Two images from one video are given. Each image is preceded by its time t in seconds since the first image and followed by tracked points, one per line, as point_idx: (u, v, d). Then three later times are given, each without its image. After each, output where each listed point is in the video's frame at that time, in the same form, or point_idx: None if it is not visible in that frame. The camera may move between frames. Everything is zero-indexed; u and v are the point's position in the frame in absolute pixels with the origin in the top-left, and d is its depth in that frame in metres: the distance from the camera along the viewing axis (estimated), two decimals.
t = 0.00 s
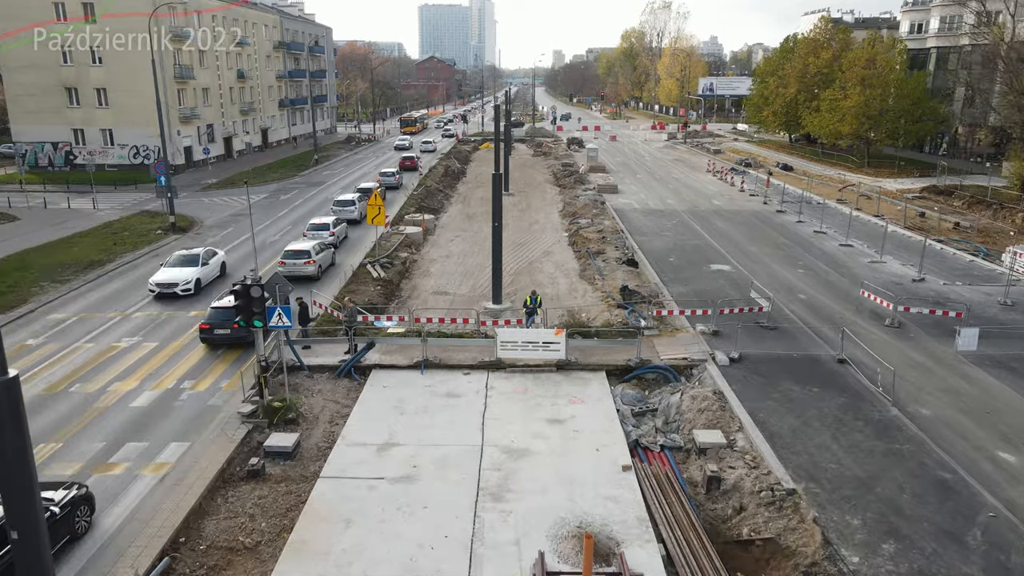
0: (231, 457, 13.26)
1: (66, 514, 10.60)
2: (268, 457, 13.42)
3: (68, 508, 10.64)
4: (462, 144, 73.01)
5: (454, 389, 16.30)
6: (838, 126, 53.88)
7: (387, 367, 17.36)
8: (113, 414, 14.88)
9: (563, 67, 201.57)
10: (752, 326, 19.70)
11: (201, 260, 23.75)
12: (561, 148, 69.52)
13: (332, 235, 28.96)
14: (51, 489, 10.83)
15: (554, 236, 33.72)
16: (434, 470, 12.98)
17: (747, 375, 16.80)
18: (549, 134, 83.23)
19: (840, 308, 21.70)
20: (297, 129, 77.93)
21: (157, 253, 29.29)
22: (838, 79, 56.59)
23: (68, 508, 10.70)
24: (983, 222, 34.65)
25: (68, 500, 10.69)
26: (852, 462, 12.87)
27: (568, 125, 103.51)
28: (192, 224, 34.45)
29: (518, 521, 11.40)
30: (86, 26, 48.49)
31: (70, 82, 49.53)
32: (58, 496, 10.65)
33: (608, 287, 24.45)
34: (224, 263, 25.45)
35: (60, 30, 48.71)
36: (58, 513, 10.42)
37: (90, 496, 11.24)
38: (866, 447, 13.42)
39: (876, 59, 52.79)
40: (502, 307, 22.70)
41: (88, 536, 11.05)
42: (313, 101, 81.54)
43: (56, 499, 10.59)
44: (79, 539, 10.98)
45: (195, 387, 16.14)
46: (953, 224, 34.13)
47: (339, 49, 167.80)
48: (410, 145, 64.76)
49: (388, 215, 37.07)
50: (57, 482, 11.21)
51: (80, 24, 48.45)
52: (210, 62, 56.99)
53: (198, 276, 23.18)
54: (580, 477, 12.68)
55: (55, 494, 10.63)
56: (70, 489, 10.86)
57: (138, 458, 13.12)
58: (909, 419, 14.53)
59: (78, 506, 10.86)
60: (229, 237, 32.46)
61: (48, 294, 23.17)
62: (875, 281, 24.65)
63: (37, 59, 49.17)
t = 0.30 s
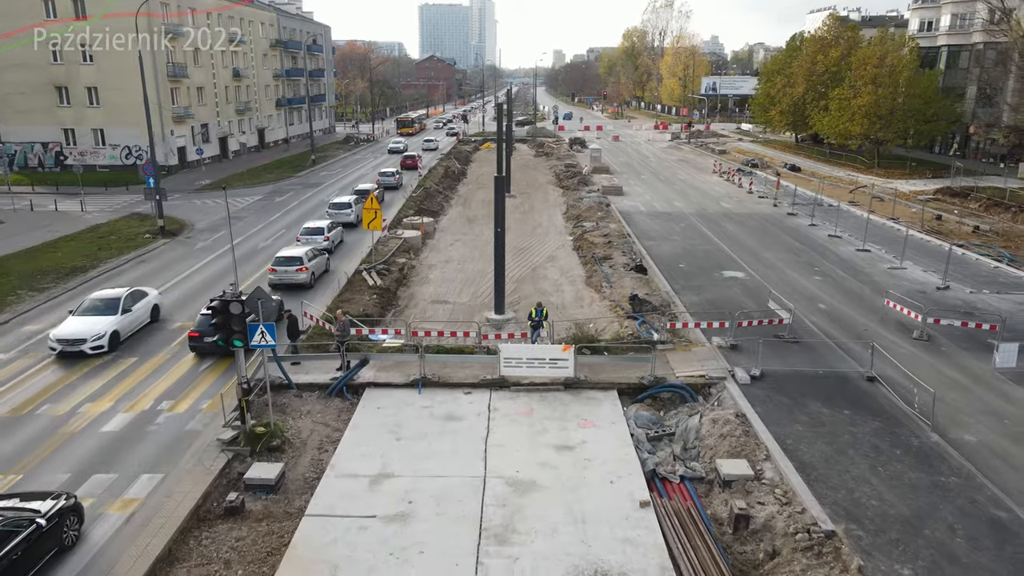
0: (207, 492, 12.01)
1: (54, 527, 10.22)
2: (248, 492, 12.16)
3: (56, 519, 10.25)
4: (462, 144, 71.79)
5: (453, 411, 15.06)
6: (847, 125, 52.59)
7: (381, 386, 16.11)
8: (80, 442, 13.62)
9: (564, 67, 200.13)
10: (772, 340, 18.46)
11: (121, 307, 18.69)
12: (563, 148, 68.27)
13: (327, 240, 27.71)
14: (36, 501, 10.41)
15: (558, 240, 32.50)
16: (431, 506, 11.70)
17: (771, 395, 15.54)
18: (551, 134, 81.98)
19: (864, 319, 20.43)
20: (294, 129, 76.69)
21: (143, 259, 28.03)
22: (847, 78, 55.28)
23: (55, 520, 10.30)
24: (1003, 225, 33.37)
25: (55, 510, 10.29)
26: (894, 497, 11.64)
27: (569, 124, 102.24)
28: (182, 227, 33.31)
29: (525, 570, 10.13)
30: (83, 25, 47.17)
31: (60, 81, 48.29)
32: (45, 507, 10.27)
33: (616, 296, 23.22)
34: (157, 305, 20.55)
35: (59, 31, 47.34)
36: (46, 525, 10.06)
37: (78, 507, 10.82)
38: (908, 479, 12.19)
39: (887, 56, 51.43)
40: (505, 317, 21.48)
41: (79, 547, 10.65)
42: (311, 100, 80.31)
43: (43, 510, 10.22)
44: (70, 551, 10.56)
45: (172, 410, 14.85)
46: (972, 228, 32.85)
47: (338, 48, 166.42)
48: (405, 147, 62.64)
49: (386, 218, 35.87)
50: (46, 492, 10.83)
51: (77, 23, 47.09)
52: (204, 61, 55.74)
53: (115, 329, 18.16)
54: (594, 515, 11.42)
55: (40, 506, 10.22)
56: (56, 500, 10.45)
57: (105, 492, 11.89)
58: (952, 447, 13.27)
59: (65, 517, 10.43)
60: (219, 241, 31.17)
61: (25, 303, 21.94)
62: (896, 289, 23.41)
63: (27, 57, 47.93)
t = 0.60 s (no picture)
0: (182, 535, 10.78)
1: (41, 543, 9.68)
2: (228, 533, 10.93)
3: (43, 535, 9.70)
4: (464, 145, 70.61)
5: (456, 436, 13.83)
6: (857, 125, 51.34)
7: (377, 408, 14.86)
8: (47, 473, 12.38)
9: (564, 67, 198.93)
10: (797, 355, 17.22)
11: None
12: (566, 149, 67.04)
13: (322, 246, 26.50)
14: (24, 514, 9.92)
15: (563, 244, 31.32)
16: (431, 551, 10.47)
17: (801, 418, 14.30)
18: (552, 134, 80.73)
19: (892, 331, 19.17)
20: (291, 129, 75.45)
21: (130, 265, 26.77)
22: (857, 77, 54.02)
23: (43, 536, 9.76)
24: None
25: (43, 526, 9.77)
26: (950, 542, 10.42)
27: (571, 124, 101.10)
28: (173, 231, 32.16)
29: None
30: (82, 24, 45.99)
31: (50, 80, 47.04)
32: (33, 522, 9.75)
33: (627, 306, 22.01)
34: (45, 376, 15.19)
35: (59, 31, 46.07)
36: (32, 541, 9.54)
37: (69, 521, 10.30)
38: (963, 519, 10.96)
39: (899, 55, 50.14)
40: (511, 329, 20.27)
41: (69, 563, 10.11)
42: (309, 100, 79.08)
43: (31, 526, 9.68)
44: (60, 567, 10.04)
45: (149, 435, 13.59)
46: (994, 232, 31.62)
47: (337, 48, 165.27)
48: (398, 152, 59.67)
49: (385, 221, 34.69)
50: (36, 506, 10.33)
51: (79, 23, 45.92)
52: (199, 59, 54.54)
53: None
54: (614, 563, 10.19)
55: (28, 520, 9.73)
56: (44, 515, 9.91)
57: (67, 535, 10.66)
58: (1007, 480, 12.02)
59: (53, 533, 9.89)
60: (210, 247, 29.93)
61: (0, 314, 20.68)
62: (922, 298, 22.20)
63: (15, 56, 46.64)
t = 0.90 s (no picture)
0: None
1: (31, 560, 9.16)
2: None
3: (34, 551, 9.20)
4: (464, 145, 69.30)
5: (462, 465, 12.63)
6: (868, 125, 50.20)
7: (376, 432, 13.67)
8: (10, 509, 11.17)
9: (565, 66, 197.73)
10: (828, 372, 16.01)
11: None
12: (569, 149, 65.78)
13: (319, 251, 25.34)
14: (14, 528, 9.43)
15: (570, 248, 30.15)
16: None
17: (839, 444, 13.11)
18: (554, 135, 79.43)
19: (925, 344, 18.01)
20: (289, 129, 74.17)
21: (117, 272, 25.55)
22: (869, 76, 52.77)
23: (32, 553, 9.24)
24: None
25: (33, 541, 9.26)
26: None
27: (573, 125, 99.91)
28: (165, 235, 30.99)
29: None
30: (78, 22, 44.82)
31: (41, 78, 45.83)
32: (22, 538, 9.23)
33: (640, 317, 20.80)
34: None
35: (59, 31, 44.96)
36: (23, 558, 9.03)
37: (61, 536, 9.80)
38: None
39: (911, 53, 48.97)
40: (518, 341, 19.04)
41: None
42: (307, 99, 77.79)
43: (21, 541, 9.18)
44: None
45: (125, 465, 12.38)
46: (1017, 235, 30.47)
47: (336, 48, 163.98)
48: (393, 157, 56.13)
49: (384, 225, 33.50)
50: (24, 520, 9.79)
51: (79, 23, 44.85)
52: (195, 58, 53.35)
53: None
54: None
55: (16, 536, 9.22)
56: (35, 530, 9.41)
57: None
58: None
59: (43, 550, 9.36)
60: (202, 252, 28.73)
61: None
62: (952, 308, 21.01)
63: (5, 54, 45.40)
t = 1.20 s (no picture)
0: None
1: None
2: None
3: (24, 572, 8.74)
4: (466, 146, 68.21)
5: (472, 499, 11.49)
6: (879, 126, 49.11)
7: (376, 460, 12.53)
8: None
9: (565, 66, 196.59)
10: (862, 392, 14.88)
11: None
12: (571, 150, 64.68)
13: (316, 257, 24.25)
14: (4, 547, 8.98)
15: (578, 254, 29.03)
16: None
17: (884, 475, 11.97)
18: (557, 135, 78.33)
19: (963, 359, 16.88)
20: (287, 129, 72.97)
21: (105, 279, 24.39)
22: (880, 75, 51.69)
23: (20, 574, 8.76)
24: None
25: (23, 562, 8.79)
26: None
27: (575, 125, 98.74)
28: (156, 239, 29.86)
29: None
30: (74, 20, 43.66)
31: (32, 77, 44.68)
32: (11, 558, 8.77)
33: (656, 329, 19.66)
34: None
35: (59, 31, 43.79)
36: None
37: (54, 553, 9.34)
38: None
39: (923, 52, 47.88)
40: (527, 355, 17.88)
41: None
42: (306, 99, 76.58)
43: (10, 561, 8.70)
44: None
45: (98, 501, 11.21)
46: None
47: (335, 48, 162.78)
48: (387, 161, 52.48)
49: (384, 228, 32.36)
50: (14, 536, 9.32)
51: (77, 23, 43.76)
52: (190, 57, 52.21)
53: None
54: None
55: (7, 556, 8.76)
56: (25, 549, 8.94)
57: None
58: None
59: (32, 570, 8.89)
60: (194, 257, 27.54)
61: None
62: (986, 318, 19.86)
63: None
